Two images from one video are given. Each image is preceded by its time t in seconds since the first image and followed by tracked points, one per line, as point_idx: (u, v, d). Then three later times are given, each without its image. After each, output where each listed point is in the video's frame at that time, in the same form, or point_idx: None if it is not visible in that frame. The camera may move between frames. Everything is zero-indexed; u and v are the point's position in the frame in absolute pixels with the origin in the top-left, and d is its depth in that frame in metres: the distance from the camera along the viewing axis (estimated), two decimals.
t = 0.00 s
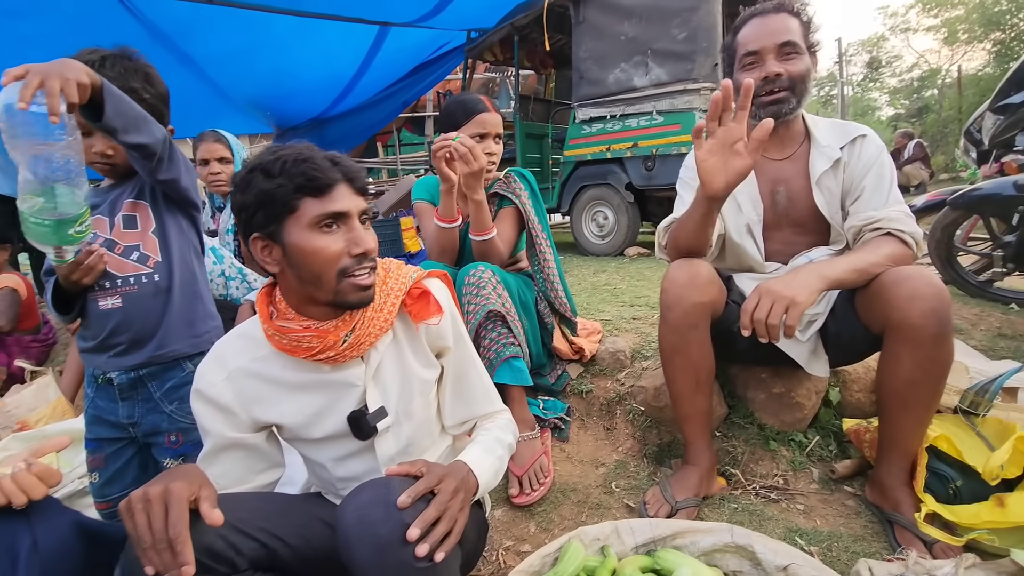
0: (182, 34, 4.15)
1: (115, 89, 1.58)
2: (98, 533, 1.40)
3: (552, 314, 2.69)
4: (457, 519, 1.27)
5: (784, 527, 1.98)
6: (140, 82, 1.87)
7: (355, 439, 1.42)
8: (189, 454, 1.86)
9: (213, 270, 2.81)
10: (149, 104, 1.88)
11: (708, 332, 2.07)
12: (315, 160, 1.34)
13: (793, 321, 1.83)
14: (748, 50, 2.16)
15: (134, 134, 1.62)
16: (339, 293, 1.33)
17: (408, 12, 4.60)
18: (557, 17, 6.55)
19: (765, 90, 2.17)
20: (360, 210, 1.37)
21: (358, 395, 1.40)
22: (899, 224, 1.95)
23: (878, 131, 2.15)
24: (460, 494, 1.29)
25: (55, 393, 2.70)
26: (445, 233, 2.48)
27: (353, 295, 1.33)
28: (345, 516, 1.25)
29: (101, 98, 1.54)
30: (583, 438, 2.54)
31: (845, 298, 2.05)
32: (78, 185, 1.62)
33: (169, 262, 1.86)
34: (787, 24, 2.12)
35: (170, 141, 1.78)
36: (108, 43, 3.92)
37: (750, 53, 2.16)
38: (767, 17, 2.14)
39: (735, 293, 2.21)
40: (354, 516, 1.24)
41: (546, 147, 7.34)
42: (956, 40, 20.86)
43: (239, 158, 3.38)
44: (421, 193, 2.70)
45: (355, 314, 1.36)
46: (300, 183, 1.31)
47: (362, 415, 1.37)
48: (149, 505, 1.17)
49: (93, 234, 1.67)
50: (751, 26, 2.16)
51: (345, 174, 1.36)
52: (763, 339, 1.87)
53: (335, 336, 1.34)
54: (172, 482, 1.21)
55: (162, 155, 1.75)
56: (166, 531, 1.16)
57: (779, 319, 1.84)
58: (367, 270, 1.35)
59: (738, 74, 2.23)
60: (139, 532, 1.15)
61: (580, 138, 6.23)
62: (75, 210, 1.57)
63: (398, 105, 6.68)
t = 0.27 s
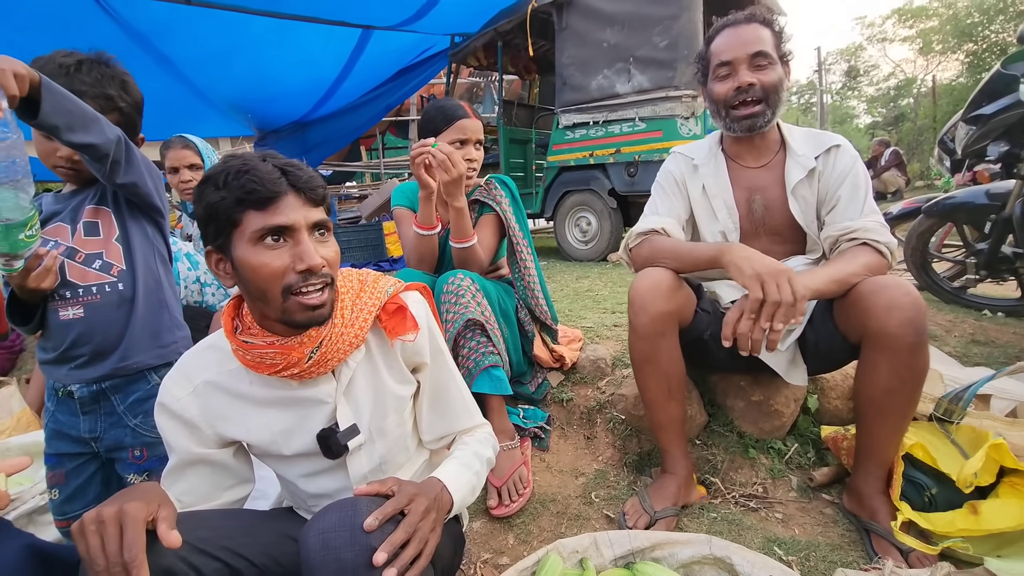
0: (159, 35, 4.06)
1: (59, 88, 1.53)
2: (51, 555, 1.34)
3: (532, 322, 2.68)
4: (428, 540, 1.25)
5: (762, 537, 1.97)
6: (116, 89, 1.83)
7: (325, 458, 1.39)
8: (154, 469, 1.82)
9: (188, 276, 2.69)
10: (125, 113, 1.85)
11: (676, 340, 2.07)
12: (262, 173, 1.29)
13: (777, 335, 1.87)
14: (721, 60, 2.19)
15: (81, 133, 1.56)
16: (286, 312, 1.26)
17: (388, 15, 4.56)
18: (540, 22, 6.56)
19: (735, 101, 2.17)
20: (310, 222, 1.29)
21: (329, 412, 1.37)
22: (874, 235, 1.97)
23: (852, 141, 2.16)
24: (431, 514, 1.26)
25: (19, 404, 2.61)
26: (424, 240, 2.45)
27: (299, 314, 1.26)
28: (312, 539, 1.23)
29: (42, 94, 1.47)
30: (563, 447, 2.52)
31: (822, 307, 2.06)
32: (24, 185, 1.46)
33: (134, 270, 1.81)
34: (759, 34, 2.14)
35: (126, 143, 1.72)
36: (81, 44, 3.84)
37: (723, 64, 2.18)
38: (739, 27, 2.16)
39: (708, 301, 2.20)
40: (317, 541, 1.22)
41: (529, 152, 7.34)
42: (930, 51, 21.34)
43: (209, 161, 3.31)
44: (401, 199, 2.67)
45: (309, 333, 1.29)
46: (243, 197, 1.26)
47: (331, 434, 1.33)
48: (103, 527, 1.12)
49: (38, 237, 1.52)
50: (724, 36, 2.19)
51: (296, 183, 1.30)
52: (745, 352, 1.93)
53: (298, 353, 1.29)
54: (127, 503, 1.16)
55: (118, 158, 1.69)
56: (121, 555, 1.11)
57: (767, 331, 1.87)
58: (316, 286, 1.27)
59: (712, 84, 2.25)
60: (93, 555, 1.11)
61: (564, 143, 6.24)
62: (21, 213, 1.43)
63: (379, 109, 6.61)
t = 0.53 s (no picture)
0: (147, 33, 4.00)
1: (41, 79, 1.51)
2: (27, 558, 1.32)
3: (522, 322, 2.67)
4: (414, 541, 1.24)
5: (750, 536, 1.98)
6: (104, 84, 1.80)
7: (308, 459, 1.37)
8: (136, 468, 1.80)
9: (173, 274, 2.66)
10: (113, 109, 1.82)
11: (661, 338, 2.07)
12: (231, 168, 1.27)
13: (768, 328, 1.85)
14: (713, 61, 2.20)
15: (62, 125, 1.53)
16: (255, 313, 1.25)
17: (379, 15, 4.54)
18: (532, 24, 6.57)
19: (727, 100, 2.18)
20: (280, 222, 1.27)
21: (313, 413, 1.35)
22: (860, 235, 1.98)
23: (840, 143, 2.18)
24: (418, 515, 1.25)
25: None
26: (413, 239, 2.44)
27: (268, 317, 1.24)
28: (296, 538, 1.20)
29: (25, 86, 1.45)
30: (552, 447, 2.52)
31: (808, 307, 2.07)
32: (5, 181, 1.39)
33: (118, 266, 1.78)
34: (752, 36, 2.15)
35: (110, 136, 1.69)
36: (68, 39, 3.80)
37: (715, 64, 2.20)
38: (732, 27, 2.17)
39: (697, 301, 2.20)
40: (301, 543, 1.20)
41: (520, 153, 7.34)
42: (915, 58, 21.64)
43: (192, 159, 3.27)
44: (390, 198, 2.65)
45: (292, 332, 1.28)
46: (211, 197, 1.24)
47: (315, 435, 1.32)
48: (81, 527, 1.10)
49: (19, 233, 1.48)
50: (717, 37, 2.19)
51: (268, 181, 1.27)
52: (735, 343, 1.90)
53: (280, 352, 1.28)
54: (106, 502, 1.14)
55: (103, 151, 1.67)
56: (99, 555, 1.09)
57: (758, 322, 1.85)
58: (285, 288, 1.24)
59: (705, 84, 2.26)
60: (70, 556, 1.09)
61: (554, 145, 6.25)
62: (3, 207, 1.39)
63: (368, 110, 6.52)
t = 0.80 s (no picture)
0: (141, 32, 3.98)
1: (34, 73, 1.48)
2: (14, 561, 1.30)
3: (517, 323, 2.66)
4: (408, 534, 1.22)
5: (746, 538, 1.98)
6: (98, 79, 1.78)
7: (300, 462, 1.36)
8: (127, 468, 1.78)
9: (164, 272, 2.67)
10: (106, 104, 1.81)
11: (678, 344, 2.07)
12: (221, 166, 1.25)
13: (756, 326, 1.83)
14: (717, 62, 2.19)
15: (56, 121, 1.51)
16: (241, 313, 1.23)
17: (375, 15, 4.53)
18: (528, 26, 6.58)
19: (730, 101, 2.19)
20: (269, 223, 1.24)
21: (305, 416, 1.34)
22: (854, 238, 1.99)
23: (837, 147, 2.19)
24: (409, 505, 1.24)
25: None
26: (409, 239, 2.42)
27: (253, 317, 1.22)
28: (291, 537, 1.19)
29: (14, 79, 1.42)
30: (547, 449, 2.51)
31: (801, 309, 2.08)
32: None
33: (111, 263, 1.76)
34: (755, 38, 2.15)
35: (104, 133, 1.68)
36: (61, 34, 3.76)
37: (717, 65, 2.19)
38: (734, 29, 2.17)
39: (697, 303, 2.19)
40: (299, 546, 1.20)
41: (515, 155, 7.34)
42: (906, 64, 21.84)
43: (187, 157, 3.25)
44: (385, 198, 2.63)
45: (283, 333, 1.26)
46: (202, 196, 1.23)
47: (306, 439, 1.31)
48: (71, 522, 1.09)
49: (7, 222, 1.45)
50: (719, 38, 2.19)
51: (258, 181, 1.25)
52: (724, 343, 1.87)
53: (270, 354, 1.26)
54: (97, 497, 1.13)
55: (96, 147, 1.65)
56: (90, 550, 1.08)
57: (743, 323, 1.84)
58: (271, 290, 1.22)
59: (707, 85, 2.26)
60: (60, 551, 1.07)
61: (549, 146, 6.24)
62: None
63: (364, 108, 6.52)
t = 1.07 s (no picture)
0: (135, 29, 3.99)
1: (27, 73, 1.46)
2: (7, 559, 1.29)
3: (514, 324, 2.67)
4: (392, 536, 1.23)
5: (740, 540, 1.99)
6: (90, 73, 1.78)
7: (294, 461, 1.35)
8: (121, 468, 1.77)
9: (158, 271, 2.67)
10: (98, 98, 1.80)
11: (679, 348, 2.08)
12: (224, 163, 1.25)
13: (749, 329, 1.85)
14: (711, 66, 2.21)
15: (49, 125, 1.50)
16: (240, 311, 1.23)
17: (372, 15, 4.53)
18: (525, 28, 6.59)
19: (726, 105, 2.20)
20: (270, 221, 1.24)
21: (301, 415, 1.33)
22: (848, 241, 2.00)
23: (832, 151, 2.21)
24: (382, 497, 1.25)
25: None
26: (406, 239, 2.42)
27: (253, 313, 1.22)
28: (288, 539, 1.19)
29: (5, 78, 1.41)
30: (543, 450, 2.51)
31: (796, 312, 2.09)
32: None
33: (106, 262, 1.75)
34: (749, 43, 2.17)
35: (99, 135, 1.67)
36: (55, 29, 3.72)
37: (713, 69, 2.21)
38: (729, 34, 2.19)
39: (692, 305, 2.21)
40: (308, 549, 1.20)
41: (511, 157, 7.35)
42: (899, 71, 22.01)
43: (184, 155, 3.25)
44: (382, 198, 2.63)
45: (280, 332, 1.25)
46: (203, 192, 1.23)
47: (301, 438, 1.30)
48: (67, 520, 1.09)
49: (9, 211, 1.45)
50: (714, 42, 2.21)
51: (261, 179, 1.25)
52: (718, 346, 1.89)
53: (267, 352, 1.26)
54: (93, 495, 1.13)
55: (91, 151, 1.65)
56: (86, 548, 1.07)
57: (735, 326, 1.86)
58: (270, 287, 1.22)
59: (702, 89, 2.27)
60: (55, 549, 1.08)
61: (545, 148, 6.25)
62: None
63: (361, 108, 6.58)
